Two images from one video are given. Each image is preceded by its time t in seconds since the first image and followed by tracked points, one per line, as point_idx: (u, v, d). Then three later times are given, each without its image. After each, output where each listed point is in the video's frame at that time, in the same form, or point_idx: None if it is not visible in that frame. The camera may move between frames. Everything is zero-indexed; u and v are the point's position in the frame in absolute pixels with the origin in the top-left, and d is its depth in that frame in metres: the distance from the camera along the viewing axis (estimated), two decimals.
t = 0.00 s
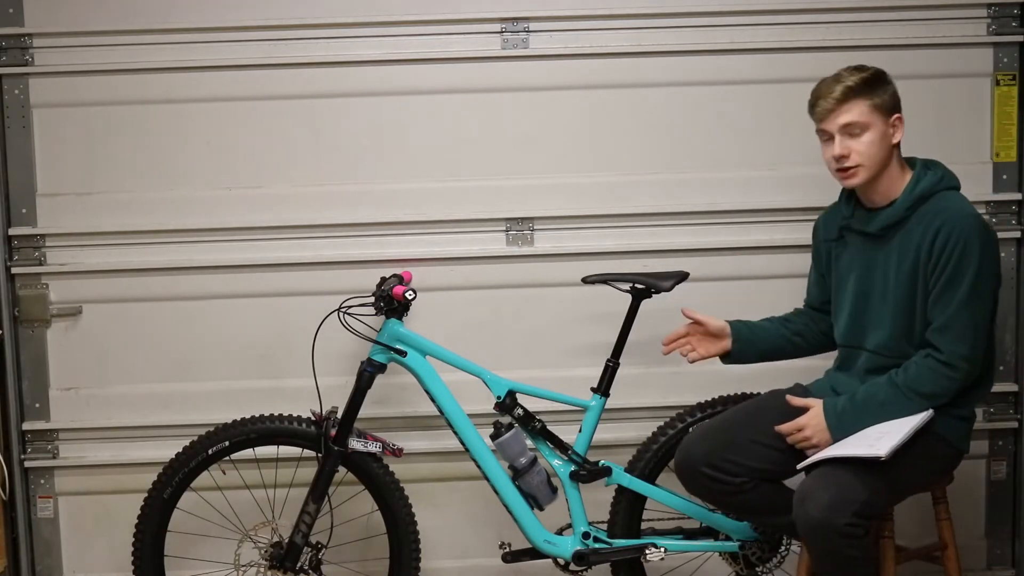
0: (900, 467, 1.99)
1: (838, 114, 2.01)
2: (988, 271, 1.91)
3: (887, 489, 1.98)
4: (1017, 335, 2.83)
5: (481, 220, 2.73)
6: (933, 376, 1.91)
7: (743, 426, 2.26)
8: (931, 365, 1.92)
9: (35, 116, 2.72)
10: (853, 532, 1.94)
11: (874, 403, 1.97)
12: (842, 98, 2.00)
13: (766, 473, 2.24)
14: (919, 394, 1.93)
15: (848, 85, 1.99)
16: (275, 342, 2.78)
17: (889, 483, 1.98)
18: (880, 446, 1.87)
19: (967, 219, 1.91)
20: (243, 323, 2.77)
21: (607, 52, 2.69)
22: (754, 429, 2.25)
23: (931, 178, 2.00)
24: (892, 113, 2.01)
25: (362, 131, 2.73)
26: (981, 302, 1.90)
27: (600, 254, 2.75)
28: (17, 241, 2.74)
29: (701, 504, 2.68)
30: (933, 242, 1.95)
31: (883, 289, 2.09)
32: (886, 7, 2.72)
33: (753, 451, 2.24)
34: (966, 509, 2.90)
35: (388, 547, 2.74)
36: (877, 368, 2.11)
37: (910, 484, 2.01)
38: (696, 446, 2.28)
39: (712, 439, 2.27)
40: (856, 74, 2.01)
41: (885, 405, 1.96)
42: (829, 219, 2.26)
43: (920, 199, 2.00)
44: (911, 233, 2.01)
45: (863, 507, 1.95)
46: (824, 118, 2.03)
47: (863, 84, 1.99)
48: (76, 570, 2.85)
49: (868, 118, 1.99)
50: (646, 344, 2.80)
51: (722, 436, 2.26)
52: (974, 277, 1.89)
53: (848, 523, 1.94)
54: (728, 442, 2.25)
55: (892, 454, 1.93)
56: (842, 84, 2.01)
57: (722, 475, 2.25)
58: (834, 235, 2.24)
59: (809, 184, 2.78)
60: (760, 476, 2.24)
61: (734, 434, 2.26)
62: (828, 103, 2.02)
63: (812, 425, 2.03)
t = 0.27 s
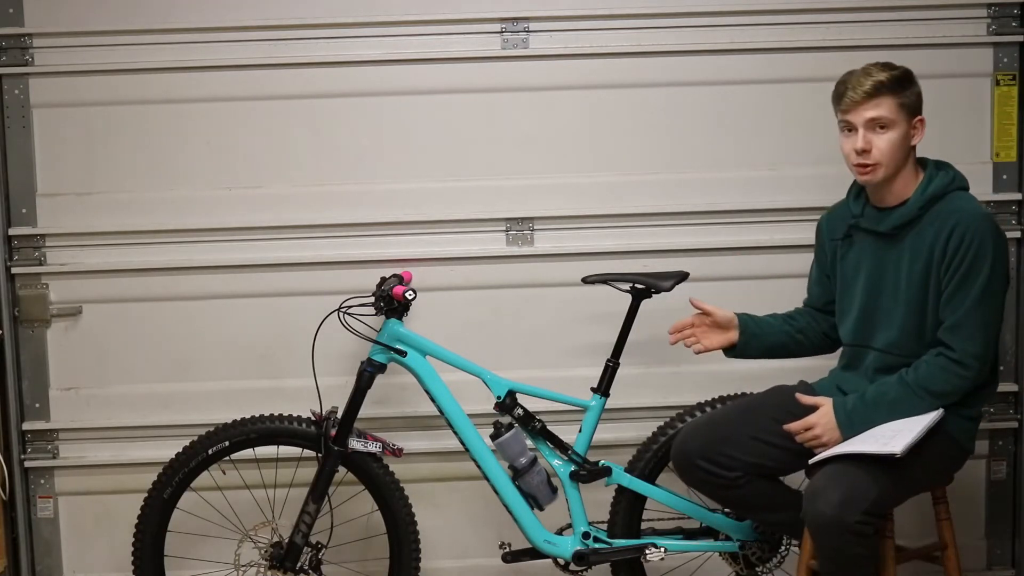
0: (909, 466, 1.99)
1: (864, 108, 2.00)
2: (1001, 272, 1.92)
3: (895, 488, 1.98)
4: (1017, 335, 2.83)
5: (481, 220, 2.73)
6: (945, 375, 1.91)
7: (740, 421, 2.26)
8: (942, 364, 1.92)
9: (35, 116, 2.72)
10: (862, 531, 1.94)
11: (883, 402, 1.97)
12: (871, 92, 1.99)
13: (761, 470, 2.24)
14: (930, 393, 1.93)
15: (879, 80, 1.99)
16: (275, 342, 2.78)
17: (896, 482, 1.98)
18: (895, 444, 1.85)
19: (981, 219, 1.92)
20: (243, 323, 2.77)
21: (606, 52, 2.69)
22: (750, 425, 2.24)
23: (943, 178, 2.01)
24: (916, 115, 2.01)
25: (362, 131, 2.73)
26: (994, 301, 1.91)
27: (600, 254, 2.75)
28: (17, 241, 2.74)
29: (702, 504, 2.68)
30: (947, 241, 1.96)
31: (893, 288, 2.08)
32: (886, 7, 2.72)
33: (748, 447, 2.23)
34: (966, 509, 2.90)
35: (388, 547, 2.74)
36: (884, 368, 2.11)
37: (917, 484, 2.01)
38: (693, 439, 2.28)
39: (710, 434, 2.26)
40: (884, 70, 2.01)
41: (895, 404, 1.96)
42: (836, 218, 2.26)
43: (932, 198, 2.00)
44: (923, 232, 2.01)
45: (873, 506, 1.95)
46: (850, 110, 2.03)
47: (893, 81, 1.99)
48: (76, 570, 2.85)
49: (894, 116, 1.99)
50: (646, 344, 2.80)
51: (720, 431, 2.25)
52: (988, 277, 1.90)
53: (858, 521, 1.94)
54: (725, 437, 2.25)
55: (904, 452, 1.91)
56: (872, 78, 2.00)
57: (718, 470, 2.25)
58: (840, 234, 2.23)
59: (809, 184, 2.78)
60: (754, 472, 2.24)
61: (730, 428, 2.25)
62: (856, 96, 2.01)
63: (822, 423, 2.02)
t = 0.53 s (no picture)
0: (908, 465, 1.99)
1: (869, 107, 2.00)
2: (1004, 272, 1.91)
3: (893, 487, 1.97)
4: (1017, 335, 2.83)
5: (481, 220, 2.73)
6: (945, 374, 1.91)
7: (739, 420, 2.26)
8: (942, 363, 1.92)
9: (35, 116, 2.72)
10: (859, 528, 1.94)
11: (883, 400, 1.97)
12: (876, 91, 1.99)
13: (761, 468, 2.24)
14: (930, 392, 1.93)
15: (884, 80, 1.99)
16: (275, 342, 2.78)
17: (894, 481, 1.98)
18: (889, 442, 1.85)
19: (983, 219, 1.92)
20: (243, 323, 2.77)
21: (607, 52, 2.69)
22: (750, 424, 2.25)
23: (946, 178, 2.01)
24: (921, 114, 2.01)
25: (362, 131, 2.73)
26: (996, 301, 1.91)
27: (599, 254, 2.75)
28: (17, 241, 2.74)
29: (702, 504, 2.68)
30: (949, 240, 1.96)
31: (895, 288, 2.09)
32: (886, 7, 2.72)
33: (748, 446, 2.23)
34: (966, 509, 2.90)
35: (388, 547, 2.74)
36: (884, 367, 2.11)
37: (916, 484, 2.01)
38: (692, 437, 2.28)
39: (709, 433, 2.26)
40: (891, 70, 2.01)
41: (894, 403, 1.96)
42: (841, 218, 2.26)
43: (935, 198, 2.00)
44: (926, 232, 2.01)
45: (870, 503, 1.95)
46: (855, 110, 2.03)
47: (899, 81, 1.99)
48: (76, 570, 2.85)
49: (899, 116, 1.99)
50: (646, 344, 2.80)
51: (720, 429, 2.26)
52: (990, 277, 1.90)
53: (854, 518, 1.94)
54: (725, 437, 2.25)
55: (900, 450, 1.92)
56: (877, 78, 2.00)
57: (718, 470, 2.25)
58: (844, 233, 2.24)
59: (809, 184, 2.78)
60: (754, 471, 2.24)
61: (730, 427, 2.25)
62: (862, 95, 2.01)
63: (821, 420, 2.02)
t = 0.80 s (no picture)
0: (904, 465, 1.99)
1: (859, 114, 2.01)
2: (1002, 273, 1.91)
3: (890, 487, 1.98)
4: (1017, 335, 2.83)
5: (481, 220, 2.73)
6: (941, 375, 1.91)
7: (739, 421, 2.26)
8: (939, 364, 1.92)
9: (35, 116, 2.72)
10: (855, 528, 1.94)
11: (881, 400, 1.97)
12: (865, 99, 1.99)
13: (761, 469, 2.24)
14: (927, 393, 1.93)
15: (874, 86, 1.99)
16: (274, 342, 2.78)
17: (892, 481, 1.98)
18: (883, 442, 1.86)
19: (981, 220, 1.92)
20: (243, 323, 2.77)
21: (607, 52, 2.69)
22: (749, 424, 2.25)
23: (946, 178, 2.01)
24: (914, 118, 2.00)
25: (362, 131, 2.73)
26: (993, 302, 1.90)
27: (599, 254, 2.75)
28: (17, 241, 2.74)
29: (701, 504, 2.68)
30: (947, 240, 1.96)
31: (893, 287, 2.09)
32: (886, 7, 2.72)
33: (747, 446, 2.23)
34: (966, 509, 2.90)
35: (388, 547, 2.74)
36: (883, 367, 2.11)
37: (913, 484, 2.01)
38: (692, 438, 2.29)
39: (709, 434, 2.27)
40: (883, 74, 2.00)
41: (891, 403, 1.96)
42: (843, 216, 2.26)
43: (933, 198, 2.00)
44: (924, 232, 2.01)
45: (866, 503, 1.95)
46: (845, 116, 2.03)
47: (889, 87, 1.98)
48: (76, 570, 2.85)
49: (889, 122, 1.99)
50: (646, 344, 2.80)
51: (719, 430, 2.26)
52: (987, 278, 1.90)
53: (850, 517, 1.94)
54: (725, 438, 2.25)
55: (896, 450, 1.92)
56: (867, 84, 2.00)
57: (718, 470, 2.25)
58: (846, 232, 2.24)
59: (809, 184, 2.78)
60: (754, 472, 2.24)
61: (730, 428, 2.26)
62: (851, 102, 2.01)
63: (817, 420, 2.03)
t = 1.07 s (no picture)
0: (905, 465, 1.99)
1: (828, 147, 2.01)
2: (1005, 276, 1.91)
3: (891, 487, 1.98)
4: (1017, 335, 2.83)
5: (481, 220, 2.73)
6: (945, 378, 1.91)
7: (739, 421, 2.26)
8: (942, 367, 1.92)
9: (35, 115, 2.72)
10: (857, 528, 1.94)
11: (883, 401, 1.97)
12: (830, 135, 1.99)
13: (761, 469, 2.24)
14: (930, 395, 1.93)
15: (837, 122, 1.97)
16: (274, 342, 2.78)
17: (892, 481, 1.98)
18: (887, 442, 1.86)
19: (983, 223, 1.92)
20: (243, 323, 2.77)
21: (606, 52, 2.69)
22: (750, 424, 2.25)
23: (949, 181, 2.01)
24: (886, 143, 1.97)
25: (362, 131, 2.73)
26: (996, 305, 1.91)
27: (599, 254, 2.75)
28: (17, 241, 2.74)
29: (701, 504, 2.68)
30: (949, 244, 1.96)
31: (896, 289, 2.08)
32: (886, 7, 2.72)
33: (748, 446, 2.23)
34: (966, 509, 2.90)
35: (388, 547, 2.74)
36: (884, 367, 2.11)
37: (914, 484, 2.01)
38: (693, 439, 2.29)
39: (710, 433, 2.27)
40: (857, 100, 1.96)
41: (893, 404, 1.96)
42: (841, 216, 2.25)
43: (935, 201, 2.00)
44: (927, 235, 2.01)
45: (867, 503, 1.95)
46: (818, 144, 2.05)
47: (853, 121, 1.96)
48: (76, 570, 2.85)
49: (857, 154, 1.98)
50: (646, 344, 2.80)
51: (720, 430, 2.26)
52: (990, 281, 1.90)
53: (852, 518, 1.94)
54: (725, 439, 2.25)
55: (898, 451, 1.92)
56: (833, 117, 1.98)
57: (719, 470, 2.25)
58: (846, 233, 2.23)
59: (808, 184, 2.78)
60: (755, 472, 2.24)
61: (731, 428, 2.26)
62: (819, 136, 2.02)
63: (819, 419, 2.02)
